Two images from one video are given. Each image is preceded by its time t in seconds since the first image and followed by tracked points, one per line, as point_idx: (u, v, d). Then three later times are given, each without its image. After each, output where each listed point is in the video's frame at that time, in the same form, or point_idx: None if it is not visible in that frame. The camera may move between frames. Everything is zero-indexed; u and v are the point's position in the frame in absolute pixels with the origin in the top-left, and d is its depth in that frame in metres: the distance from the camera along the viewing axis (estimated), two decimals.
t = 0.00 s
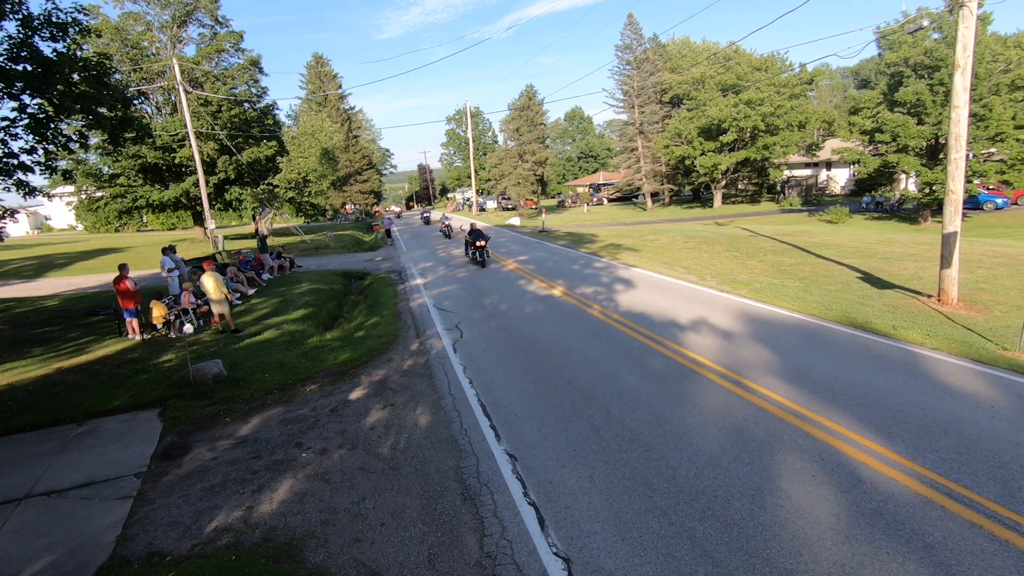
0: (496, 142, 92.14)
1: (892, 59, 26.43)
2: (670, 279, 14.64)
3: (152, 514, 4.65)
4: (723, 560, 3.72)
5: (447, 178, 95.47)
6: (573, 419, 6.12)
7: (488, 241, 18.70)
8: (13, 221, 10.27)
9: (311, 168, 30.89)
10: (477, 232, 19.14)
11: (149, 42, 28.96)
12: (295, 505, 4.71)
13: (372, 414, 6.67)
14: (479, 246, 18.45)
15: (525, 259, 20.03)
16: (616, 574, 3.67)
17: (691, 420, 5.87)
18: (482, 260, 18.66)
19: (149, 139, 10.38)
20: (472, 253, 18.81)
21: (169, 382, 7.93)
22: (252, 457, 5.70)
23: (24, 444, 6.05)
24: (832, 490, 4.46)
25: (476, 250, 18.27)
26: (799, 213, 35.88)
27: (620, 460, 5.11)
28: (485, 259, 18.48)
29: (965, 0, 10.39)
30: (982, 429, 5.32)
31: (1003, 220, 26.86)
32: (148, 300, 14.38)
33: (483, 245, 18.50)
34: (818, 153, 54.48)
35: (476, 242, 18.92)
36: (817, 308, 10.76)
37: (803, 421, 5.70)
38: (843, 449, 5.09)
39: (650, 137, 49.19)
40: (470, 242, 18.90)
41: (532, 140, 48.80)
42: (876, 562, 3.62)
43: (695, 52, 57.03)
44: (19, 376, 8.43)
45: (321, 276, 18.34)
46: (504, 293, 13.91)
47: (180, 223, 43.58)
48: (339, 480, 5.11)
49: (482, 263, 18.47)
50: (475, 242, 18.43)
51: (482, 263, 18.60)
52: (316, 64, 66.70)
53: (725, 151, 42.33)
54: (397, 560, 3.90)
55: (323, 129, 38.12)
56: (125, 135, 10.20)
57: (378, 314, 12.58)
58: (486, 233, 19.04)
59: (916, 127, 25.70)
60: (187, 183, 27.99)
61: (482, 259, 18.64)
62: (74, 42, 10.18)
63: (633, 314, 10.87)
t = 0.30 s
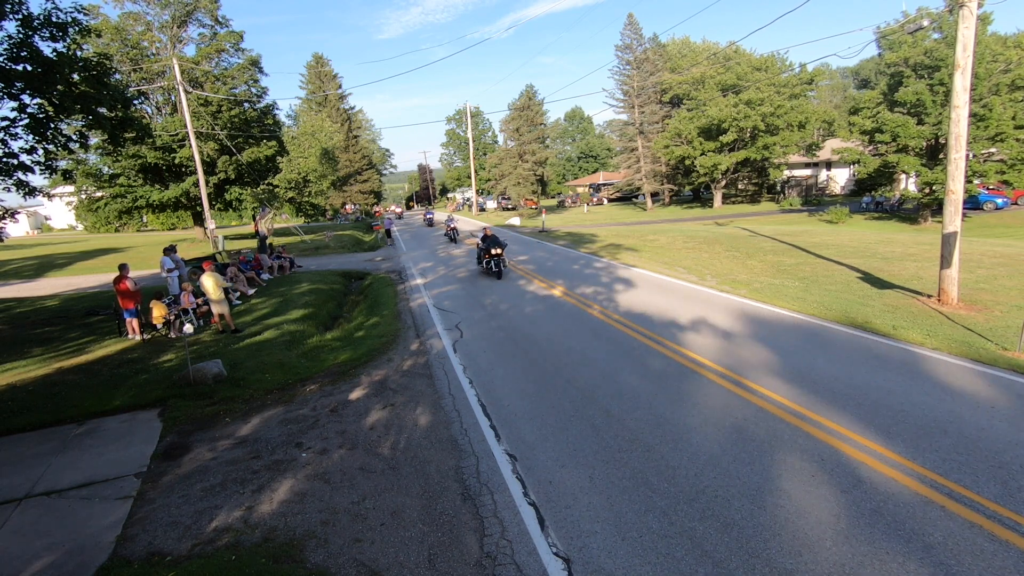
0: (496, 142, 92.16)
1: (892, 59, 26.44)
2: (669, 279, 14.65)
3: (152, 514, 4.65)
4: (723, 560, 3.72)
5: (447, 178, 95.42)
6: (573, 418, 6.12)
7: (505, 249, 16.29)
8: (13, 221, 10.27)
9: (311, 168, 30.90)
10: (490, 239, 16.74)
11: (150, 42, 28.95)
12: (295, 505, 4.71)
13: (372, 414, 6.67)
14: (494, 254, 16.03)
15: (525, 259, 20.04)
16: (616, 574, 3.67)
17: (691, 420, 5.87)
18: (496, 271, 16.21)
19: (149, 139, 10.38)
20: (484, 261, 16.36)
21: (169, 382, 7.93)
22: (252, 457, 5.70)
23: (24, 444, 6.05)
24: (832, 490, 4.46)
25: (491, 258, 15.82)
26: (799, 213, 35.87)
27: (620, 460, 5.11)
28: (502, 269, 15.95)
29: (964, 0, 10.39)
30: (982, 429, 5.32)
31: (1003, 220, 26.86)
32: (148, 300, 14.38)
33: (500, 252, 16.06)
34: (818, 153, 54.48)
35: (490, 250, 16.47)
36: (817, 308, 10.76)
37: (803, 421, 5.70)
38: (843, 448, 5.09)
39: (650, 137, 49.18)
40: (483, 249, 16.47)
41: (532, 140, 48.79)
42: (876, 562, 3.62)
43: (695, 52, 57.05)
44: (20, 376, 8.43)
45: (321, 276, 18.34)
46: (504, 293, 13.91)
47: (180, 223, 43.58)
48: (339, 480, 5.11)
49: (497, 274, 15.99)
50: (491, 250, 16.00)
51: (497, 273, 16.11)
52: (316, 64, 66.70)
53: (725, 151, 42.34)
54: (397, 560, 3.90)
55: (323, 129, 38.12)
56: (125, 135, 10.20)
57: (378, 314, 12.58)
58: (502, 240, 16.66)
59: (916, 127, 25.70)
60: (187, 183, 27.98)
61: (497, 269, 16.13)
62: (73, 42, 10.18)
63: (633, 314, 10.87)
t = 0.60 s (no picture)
0: (496, 142, 92.18)
1: (892, 59, 26.43)
2: (669, 279, 14.65)
3: (152, 514, 4.65)
4: (723, 560, 3.72)
5: (447, 178, 95.41)
6: (573, 418, 6.12)
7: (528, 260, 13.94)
8: (13, 221, 10.26)
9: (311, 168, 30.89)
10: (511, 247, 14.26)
11: (149, 42, 28.94)
12: (295, 505, 4.71)
13: (372, 414, 6.67)
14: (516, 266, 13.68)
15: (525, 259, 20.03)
16: (616, 574, 3.67)
17: (692, 420, 5.87)
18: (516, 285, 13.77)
19: (149, 139, 10.38)
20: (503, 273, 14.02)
21: (169, 382, 7.93)
22: (252, 457, 5.70)
23: (24, 444, 6.05)
24: (832, 490, 4.45)
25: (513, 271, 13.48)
26: (799, 213, 35.87)
27: (620, 460, 5.12)
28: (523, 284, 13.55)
29: (964, 0, 10.38)
30: (981, 429, 5.32)
31: (1003, 220, 26.85)
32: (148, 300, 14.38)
33: (522, 264, 13.73)
34: (818, 153, 54.48)
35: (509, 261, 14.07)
36: (817, 308, 10.76)
37: (803, 421, 5.70)
38: (843, 448, 5.09)
39: (650, 137, 49.15)
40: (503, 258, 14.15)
41: (532, 140, 48.79)
42: (876, 562, 3.62)
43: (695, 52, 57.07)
44: (19, 376, 8.43)
45: (321, 276, 18.35)
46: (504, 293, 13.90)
47: (179, 223, 43.56)
48: (339, 480, 5.11)
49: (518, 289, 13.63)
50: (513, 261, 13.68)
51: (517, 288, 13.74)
52: (316, 64, 66.72)
53: (725, 151, 42.33)
54: (397, 560, 3.90)
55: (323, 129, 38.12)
56: (125, 135, 10.20)
57: (378, 314, 12.58)
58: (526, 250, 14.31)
59: (916, 127, 25.70)
60: (187, 183, 27.98)
61: (519, 282, 13.76)
62: (73, 42, 10.18)
63: (633, 314, 10.86)
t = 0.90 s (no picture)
0: (496, 142, 92.17)
1: (892, 59, 26.43)
2: (669, 278, 14.66)
3: (152, 514, 4.65)
4: (723, 560, 3.72)
5: (447, 178, 95.36)
6: (572, 418, 6.12)
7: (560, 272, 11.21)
8: (13, 221, 10.25)
9: (311, 168, 30.91)
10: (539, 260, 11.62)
11: (150, 42, 28.92)
12: (295, 505, 4.71)
13: (372, 414, 6.67)
14: (547, 282, 10.99)
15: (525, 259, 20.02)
16: (616, 574, 3.67)
17: (691, 420, 5.87)
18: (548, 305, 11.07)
19: (149, 139, 10.38)
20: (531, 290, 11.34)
21: (169, 382, 7.93)
22: (252, 457, 5.70)
23: (24, 444, 6.05)
24: (832, 490, 4.46)
25: (544, 288, 10.80)
26: (799, 213, 35.87)
27: (620, 460, 5.12)
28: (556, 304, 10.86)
29: (964, 0, 10.38)
30: (982, 429, 5.31)
31: (1003, 220, 26.85)
32: (148, 301, 14.37)
33: (554, 279, 11.03)
34: (818, 153, 54.49)
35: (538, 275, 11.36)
36: (817, 308, 10.76)
37: (803, 421, 5.70)
38: (843, 448, 5.09)
39: (650, 137, 49.14)
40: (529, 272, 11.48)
41: (532, 140, 48.79)
42: (876, 562, 3.62)
43: (695, 52, 57.08)
44: (20, 376, 8.43)
45: (321, 276, 18.34)
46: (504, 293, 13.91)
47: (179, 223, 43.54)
48: (339, 480, 5.11)
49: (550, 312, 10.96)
50: (545, 276, 10.99)
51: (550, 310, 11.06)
52: (316, 64, 66.72)
53: (725, 151, 42.34)
54: (397, 560, 3.91)
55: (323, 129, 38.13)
56: (125, 135, 10.20)
57: (377, 314, 12.58)
58: (558, 262, 11.64)
59: (916, 127, 25.70)
60: (187, 183, 27.99)
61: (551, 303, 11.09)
62: (73, 42, 10.17)
63: (633, 314, 10.85)
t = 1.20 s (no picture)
0: (496, 142, 92.17)
1: (892, 59, 26.43)
2: (669, 279, 14.66)
3: (152, 513, 4.65)
4: (723, 560, 3.71)
5: (447, 178, 95.34)
6: (572, 418, 6.12)
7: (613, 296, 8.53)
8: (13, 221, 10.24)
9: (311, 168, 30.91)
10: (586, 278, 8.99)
11: (149, 42, 28.94)
12: (295, 505, 4.71)
13: (372, 414, 6.67)
14: (595, 308, 8.37)
15: (525, 258, 20.03)
16: (616, 574, 3.67)
17: (692, 421, 5.86)
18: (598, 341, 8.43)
19: (149, 139, 10.39)
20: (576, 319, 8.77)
21: (169, 382, 7.93)
22: (252, 457, 5.70)
23: (24, 444, 6.05)
24: (832, 490, 4.46)
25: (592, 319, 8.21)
26: (799, 213, 35.87)
27: (619, 460, 5.12)
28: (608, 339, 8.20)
29: (964, 0, 10.38)
30: (982, 429, 5.31)
31: (1003, 220, 26.83)
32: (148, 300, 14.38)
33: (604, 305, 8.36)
34: (818, 153, 54.47)
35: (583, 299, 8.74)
36: (817, 308, 10.76)
37: (803, 421, 5.70)
38: (843, 448, 5.09)
39: (650, 137, 49.12)
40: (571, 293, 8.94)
41: (532, 140, 48.79)
42: (876, 562, 3.62)
43: (695, 52, 57.11)
44: (20, 376, 8.43)
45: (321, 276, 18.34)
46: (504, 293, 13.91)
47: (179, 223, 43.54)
48: (339, 480, 5.11)
49: (600, 346, 8.41)
50: (593, 300, 8.40)
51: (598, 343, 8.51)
52: (316, 64, 66.70)
53: (725, 151, 42.34)
54: (397, 560, 3.90)
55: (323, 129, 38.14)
56: (125, 135, 10.20)
57: (378, 314, 12.58)
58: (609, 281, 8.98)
59: (916, 127, 25.71)
60: (187, 183, 27.99)
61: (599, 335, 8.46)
62: (74, 43, 10.17)
63: (634, 314, 10.84)
